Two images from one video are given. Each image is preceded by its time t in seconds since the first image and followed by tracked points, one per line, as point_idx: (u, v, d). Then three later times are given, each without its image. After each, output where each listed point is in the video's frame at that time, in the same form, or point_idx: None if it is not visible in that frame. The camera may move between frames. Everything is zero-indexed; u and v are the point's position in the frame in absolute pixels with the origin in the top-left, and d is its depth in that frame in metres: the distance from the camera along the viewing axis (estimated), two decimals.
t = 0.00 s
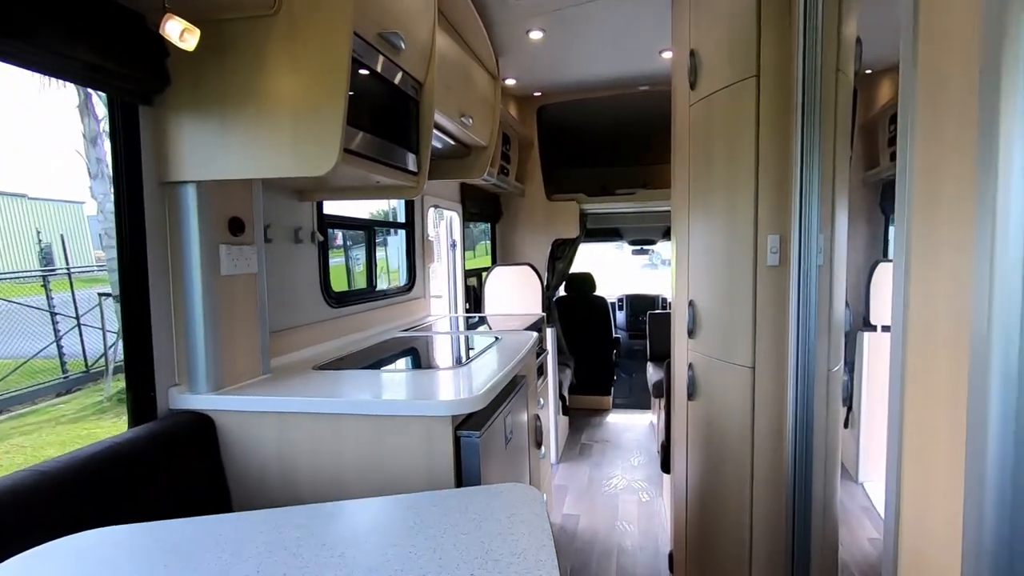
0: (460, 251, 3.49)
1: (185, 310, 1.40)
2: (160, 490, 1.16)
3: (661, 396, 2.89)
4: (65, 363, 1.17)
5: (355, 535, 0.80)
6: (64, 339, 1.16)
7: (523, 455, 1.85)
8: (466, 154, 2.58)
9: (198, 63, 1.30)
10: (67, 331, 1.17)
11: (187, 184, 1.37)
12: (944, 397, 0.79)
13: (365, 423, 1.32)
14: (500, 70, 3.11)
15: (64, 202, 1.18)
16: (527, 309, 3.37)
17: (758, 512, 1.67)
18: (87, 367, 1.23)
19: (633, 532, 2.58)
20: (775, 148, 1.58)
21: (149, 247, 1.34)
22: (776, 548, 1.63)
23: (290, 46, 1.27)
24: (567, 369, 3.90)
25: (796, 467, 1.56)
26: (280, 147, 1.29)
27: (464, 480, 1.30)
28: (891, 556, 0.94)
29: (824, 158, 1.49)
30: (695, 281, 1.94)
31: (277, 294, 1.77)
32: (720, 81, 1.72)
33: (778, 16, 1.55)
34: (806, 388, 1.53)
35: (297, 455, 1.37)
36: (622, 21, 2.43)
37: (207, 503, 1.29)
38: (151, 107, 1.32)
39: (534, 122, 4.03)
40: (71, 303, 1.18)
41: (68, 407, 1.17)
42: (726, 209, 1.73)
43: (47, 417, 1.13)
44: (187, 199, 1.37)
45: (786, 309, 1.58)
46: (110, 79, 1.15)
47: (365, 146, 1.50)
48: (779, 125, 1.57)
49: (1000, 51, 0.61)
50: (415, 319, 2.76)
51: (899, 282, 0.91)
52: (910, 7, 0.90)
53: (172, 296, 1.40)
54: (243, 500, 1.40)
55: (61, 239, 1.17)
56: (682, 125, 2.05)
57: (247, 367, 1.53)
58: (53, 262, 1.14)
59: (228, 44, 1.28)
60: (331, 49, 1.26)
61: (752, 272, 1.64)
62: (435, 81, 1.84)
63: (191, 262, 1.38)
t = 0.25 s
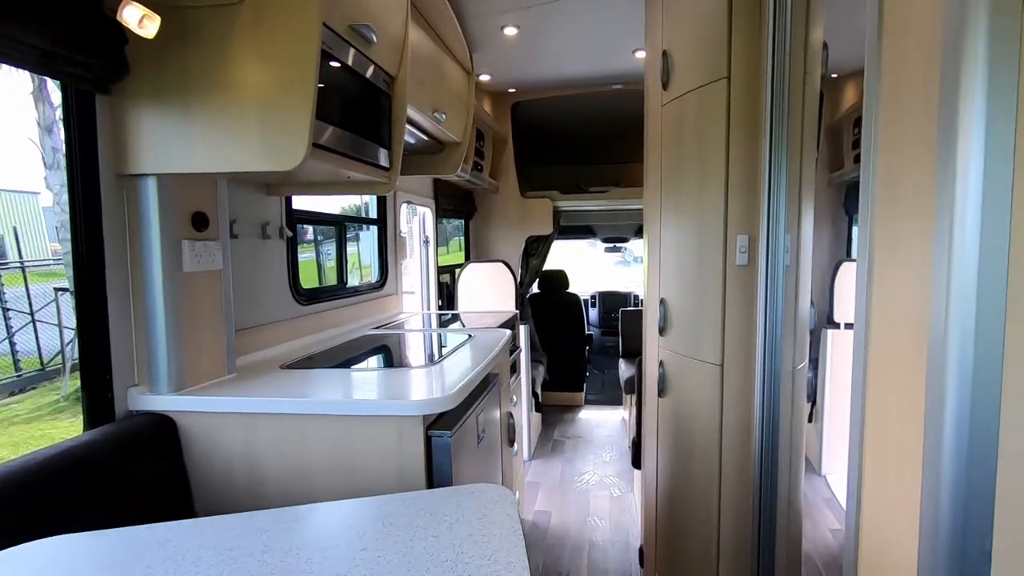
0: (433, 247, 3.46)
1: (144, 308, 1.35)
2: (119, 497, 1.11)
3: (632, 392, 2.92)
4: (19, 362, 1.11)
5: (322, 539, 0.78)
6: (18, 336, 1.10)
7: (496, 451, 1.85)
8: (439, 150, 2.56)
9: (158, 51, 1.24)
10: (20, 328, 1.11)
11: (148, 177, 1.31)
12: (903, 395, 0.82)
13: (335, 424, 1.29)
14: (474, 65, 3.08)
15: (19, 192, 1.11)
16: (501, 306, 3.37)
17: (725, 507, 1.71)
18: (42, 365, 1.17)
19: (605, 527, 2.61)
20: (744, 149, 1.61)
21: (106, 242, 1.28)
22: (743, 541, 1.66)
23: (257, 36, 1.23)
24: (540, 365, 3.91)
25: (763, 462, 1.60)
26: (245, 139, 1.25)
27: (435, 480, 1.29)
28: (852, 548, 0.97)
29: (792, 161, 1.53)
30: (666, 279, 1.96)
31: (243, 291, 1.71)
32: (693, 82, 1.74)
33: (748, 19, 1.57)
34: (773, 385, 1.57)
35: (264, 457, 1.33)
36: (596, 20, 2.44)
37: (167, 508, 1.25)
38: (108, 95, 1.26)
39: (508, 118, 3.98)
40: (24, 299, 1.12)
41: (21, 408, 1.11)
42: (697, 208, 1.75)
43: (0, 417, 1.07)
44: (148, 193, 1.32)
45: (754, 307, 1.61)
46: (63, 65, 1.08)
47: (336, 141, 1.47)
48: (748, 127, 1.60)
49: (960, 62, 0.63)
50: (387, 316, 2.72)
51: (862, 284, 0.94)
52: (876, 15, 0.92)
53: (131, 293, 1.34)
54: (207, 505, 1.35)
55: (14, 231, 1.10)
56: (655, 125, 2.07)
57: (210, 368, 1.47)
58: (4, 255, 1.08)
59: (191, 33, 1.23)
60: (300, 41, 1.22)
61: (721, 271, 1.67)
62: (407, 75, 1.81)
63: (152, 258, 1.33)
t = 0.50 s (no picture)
0: (403, 244, 3.41)
1: (93, 305, 1.28)
2: (66, 501, 1.06)
3: (602, 389, 2.94)
4: None
5: (274, 539, 0.75)
6: None
7: (464, 449, 1.84)
8: (408, 145, 2.52)
9: (107, 34, 1.18)
10: None
11: (96, 166, 1.25)
12: (857, 387, 0.83)
13: (295, 423, 1.26)
14: (445, 60, 3.06)
15: None
16: (472, 303, 3.35)
17: (692, 501, 1.72)
18: None
19: (575, 523, 2.62)
20: (710, 147, 1.63)
21: (50, 235, 1.21)
22: (707, 534, 1.68)
23: (213, 22, 1.18)
24: (512, 363, 3.91)
25: (727, 457, 1.62)
26: (200, 129, 1.20)
27: (398, 478, 1.27)
28: (811, 536, 0.99)
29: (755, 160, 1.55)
30: (634, 276, 1.97)
31: (201, 286, 1.66)
32: (660, 79, 1.76)
33: (714, 18, 1.59)
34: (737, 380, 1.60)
35: (220, 458, 1.29)
36: (566, 17, 2.44)
37: (117, 512, 1.19)
38: (51, 81, 1.19)
39: (479, 115, 4.02)
40: None
41: None
42: (665, 205, 1.77)
43: None
44: (94, 182, 1.25)
45: (718, 303, 1.63)
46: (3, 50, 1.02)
47: (300, 133, 1.43)
48: (714, 125, 1.62)
49: (910, 58, 0.64)
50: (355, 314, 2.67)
51: (820, 277, 0.96)
52: (833, 14, 0.94)
53: (77, 289, 1.27)
54: (160, 508, 1.30)
55: None
56: (624, 122, 2.08)
57: (163, 366, 1.42)
58: None
59: (143, 16, 1.18)
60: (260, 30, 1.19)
61: (687, 267, 1.68)
62: (374, 67, 1.78)
63: (100, 253, 1.26)
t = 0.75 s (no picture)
0: (375, 242, 3.37)
1: (43, 306, 1.21)
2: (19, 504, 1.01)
3: (576, 385, 2.96)
4: None
5: (232, 541, 0.73)
6: None
7: (436, 446, 1.82)
8: (378, 141, 2.49)
9: (52, 21, 1.13)
10: None
11: (43, 158, 1.19)
12: (817, 374, 0.85)
13: (259, 423, 1.23)
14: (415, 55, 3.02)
15: None
16: (446, 301, 3.33)
17: (663, 493, 1.74)
18: None
19: (550, 519, 2.63)
20: (677, 142, 1.64)
21: None
22: (678, 524, 1.71)
23: (167, 10, 1.14)
24: (487, 361, 3.90)
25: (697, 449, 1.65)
26: (154, 120, 1.16)
27: (366, 476, 1.26)
28: (775, 522, 1.01)
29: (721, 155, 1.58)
30: (605, 271, 1.98)
31: (161, 285, 1.60)
32: (628, 74, 1.77)
33: (680, 14, 1.60)
34: (706, 374, 1.63)
35: (179, 462, 1.24)
36: (536, 12, 2.44)
37: (72, 519, 1.14)
38: None
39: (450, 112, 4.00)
40: None
41: None
42: (633, 199, 1.78)
43: None
44: (41, 175, 1.19)
45: (686, 295, 1.65)
46: None
47: (263, 126, 1.40)
48: (681, 120, 1.63)
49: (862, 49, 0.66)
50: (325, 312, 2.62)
51: (781, 268, 0.97)
52: (790, 8, 0.96)
53: (25, 290, 1.20)
54: (117, 515, 1.25)
55: None
56: (593, 117, 2.09)
57: (119, 367, 1.36)
58: None
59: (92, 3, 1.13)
60: (217, 19, 1.15)
61: (656, 261, 1.70)
62: (339, 60, 1.74)
63: (49, 250, 1.20)
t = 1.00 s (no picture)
0: (353, 240, 3.33)
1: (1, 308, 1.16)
2: None
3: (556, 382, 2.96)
4: None
5: (202, 545, 0.71)
6: None
7: (416, 445, 1.81)
8: (354, 138, 2.46)
9: (7, 10, 1.08)
10: None
11: None
12: (790, 365, 0.86)
13: (232, 425, 1.19)
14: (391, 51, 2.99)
15: None
16: (425, 300, 3.30)
17: (643, 487, 1.75)
18: None
19: (532, 516, 2.63)
20: (654, 138, 1.65)
21: None
22: (659, 517, 1.72)
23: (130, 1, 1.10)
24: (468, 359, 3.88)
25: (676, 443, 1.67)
26: (117, 115, 1.13)
27: (343, 476, 1.23)
28: (753, 512, 1.02)
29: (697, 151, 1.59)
30: (583, 267, 1.99)
31: (129, 285, 1.55)
32: (604, 69, 1.77)
33: (655, 10, 1.61)
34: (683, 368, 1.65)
35: (149, 467, 1.20)
36: (513, 8, 2.43)
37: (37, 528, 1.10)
38: None
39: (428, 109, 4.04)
40: None
41: None
42: (611, 195, 1.78)
43: None
44: None
45: (664, 290, 1.66)
46: None
47: (235, 122, 1.36)
48: (658, 116, 1.64)
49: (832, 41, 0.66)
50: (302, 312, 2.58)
51: (755, 260, 0.99)
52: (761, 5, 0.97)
53: None
54: (83, 523, 1.21)
55: None
56: (570, 113, 2.09)
57: (84, 370, 1.32)
58: None
59: None
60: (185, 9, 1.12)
61: (633, 256, 1.70)
62: (311, 54, 1.71)
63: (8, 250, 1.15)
